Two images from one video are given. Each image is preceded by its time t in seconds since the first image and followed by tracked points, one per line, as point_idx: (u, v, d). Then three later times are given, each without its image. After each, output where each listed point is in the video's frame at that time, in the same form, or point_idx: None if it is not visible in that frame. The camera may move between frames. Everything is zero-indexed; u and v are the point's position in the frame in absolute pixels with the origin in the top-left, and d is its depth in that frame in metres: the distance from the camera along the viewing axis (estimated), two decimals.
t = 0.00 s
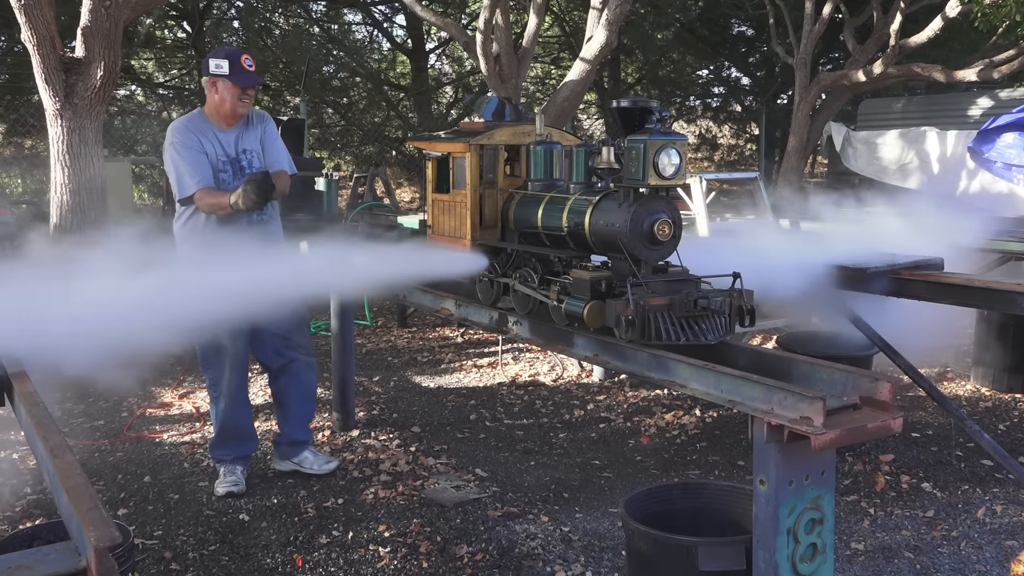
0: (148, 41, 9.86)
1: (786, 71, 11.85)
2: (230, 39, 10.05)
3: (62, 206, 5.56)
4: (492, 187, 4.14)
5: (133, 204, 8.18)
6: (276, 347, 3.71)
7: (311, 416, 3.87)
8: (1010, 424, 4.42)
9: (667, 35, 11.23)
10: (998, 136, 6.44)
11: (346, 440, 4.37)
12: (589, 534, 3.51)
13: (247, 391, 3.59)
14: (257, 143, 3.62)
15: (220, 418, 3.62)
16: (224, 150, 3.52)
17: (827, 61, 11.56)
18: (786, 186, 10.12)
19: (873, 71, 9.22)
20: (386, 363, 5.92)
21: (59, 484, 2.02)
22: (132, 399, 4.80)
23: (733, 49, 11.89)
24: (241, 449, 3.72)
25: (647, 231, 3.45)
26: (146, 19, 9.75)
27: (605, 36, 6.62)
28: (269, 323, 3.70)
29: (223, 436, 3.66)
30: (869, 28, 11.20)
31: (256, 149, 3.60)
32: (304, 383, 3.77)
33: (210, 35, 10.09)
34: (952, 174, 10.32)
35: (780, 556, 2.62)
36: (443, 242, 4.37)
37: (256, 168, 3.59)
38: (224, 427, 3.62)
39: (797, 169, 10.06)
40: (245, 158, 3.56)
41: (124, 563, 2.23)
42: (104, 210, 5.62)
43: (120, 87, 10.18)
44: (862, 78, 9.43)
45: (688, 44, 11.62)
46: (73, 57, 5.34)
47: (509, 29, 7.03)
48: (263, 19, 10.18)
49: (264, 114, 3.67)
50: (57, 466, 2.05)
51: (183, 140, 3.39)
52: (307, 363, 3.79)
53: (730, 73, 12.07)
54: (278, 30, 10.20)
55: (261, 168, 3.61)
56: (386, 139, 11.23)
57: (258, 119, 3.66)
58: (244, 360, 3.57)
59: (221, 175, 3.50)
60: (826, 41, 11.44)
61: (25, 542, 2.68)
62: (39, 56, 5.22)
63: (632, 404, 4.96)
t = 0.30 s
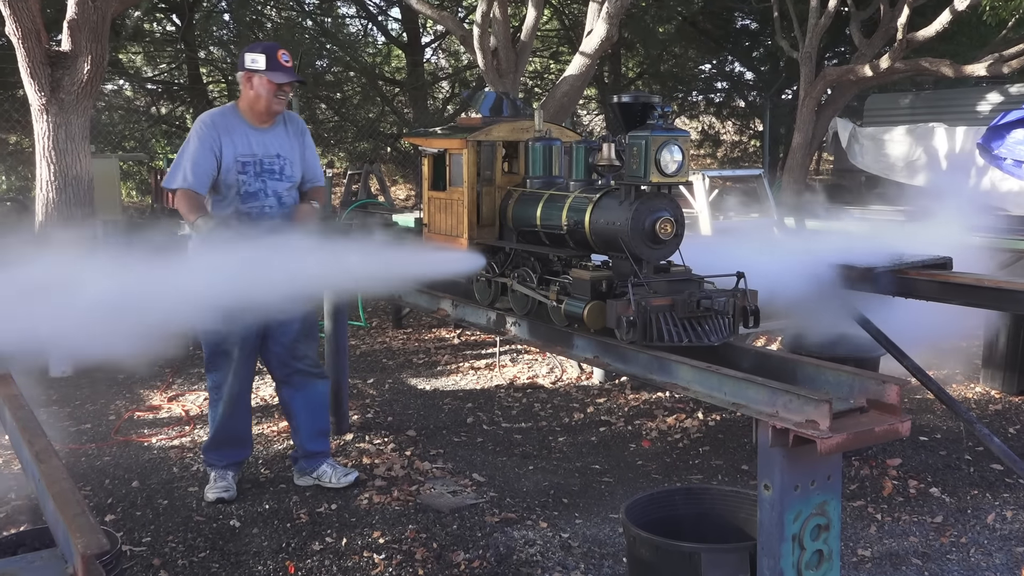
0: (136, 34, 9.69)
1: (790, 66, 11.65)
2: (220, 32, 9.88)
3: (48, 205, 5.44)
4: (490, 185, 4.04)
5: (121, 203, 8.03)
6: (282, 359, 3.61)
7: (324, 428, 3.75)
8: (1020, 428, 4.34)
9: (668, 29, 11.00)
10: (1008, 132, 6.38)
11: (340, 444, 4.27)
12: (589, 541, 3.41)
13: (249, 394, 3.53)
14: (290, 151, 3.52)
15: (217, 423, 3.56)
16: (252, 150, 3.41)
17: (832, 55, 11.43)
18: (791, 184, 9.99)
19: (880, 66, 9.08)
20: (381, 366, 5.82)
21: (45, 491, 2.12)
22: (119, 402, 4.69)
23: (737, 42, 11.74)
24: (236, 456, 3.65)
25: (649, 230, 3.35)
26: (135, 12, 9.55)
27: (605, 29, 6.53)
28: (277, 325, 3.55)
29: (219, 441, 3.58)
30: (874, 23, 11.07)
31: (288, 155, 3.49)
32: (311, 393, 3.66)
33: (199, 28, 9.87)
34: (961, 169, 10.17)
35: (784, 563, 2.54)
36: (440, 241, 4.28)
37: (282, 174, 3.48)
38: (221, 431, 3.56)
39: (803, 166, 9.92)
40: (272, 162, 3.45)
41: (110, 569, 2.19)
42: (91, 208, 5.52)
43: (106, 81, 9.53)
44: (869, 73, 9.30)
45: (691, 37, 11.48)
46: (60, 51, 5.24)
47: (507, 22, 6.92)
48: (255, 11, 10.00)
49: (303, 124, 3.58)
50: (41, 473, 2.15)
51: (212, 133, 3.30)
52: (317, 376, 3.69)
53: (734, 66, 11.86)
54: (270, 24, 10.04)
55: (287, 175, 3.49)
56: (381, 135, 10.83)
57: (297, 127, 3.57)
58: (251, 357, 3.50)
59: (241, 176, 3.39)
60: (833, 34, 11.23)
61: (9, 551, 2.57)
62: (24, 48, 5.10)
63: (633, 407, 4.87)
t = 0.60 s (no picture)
0: (125, 31, 9.24)
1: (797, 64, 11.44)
2: (211, 29, 9.42)
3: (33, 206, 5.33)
4: (489, 186, 3.94)
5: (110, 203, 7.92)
6: (300, 364, 3.52)
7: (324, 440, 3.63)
8: None
9: (671, 27, 10.85)
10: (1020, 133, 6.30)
11: (334, 453, 4.17)
12: (590, 552, 3.32)
13: (277, 398, 3.37)
14: (321, 152, 3.34)
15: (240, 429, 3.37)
16: (282, 148, 3.23)
17: (839, 53, 11.28)
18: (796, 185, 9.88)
19: (889, 65, 8.96)
20: (376, 371, 5.72)
21: (32, 500, 2.02)
22: (107, 409, 4.59)
23: (742, 40, 11.51)
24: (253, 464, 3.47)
25: (652, 233, 3.26)
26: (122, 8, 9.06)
27: (606, 27, 6.42)
28: (301, 323, 3.43)
29: (239, 446, 3.40)
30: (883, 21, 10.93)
31: (317, 157, 3.32)
32: (321, 402, 3.58)
33: (190, 25, 9.44)
34: (970, 172, 9.98)
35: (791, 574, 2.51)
36: (436, 243, 4.18)
37: (310, 177, 3.31)
38: (244, 434, 3.38)
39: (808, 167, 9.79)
40: (301, 162, 3.27)
41: None
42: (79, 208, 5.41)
43: (95, 79, 9.44)
44: (877, 72, 9.18)
45: (694, 35, 11.17)
46: (47, 48, 5.14)
47: (506, 19, 6.80)
48: (248, 7, 9.50)
49: (339, 125, 3.41)
50: (27, 481, 2.05)
51: (240, 128, 3.17)
52: (331, 386, 3.60)
53: (738, 65, 11.70)
54: (263, 20, 9.50)
55: (315, 178, 3.32)
56: (376, 135, 10.46)
57: (333, 129, 3.39)
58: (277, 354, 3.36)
59: (266, 174, 3.21)
60: (840, 32, 11.12)
61: None
62: (11, 46, 5.01)
63: (635, 414, 4.77)
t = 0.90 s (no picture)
0: (114, 29, 8.94)
1: (803, 63, 11.22)
2: (203, 25, 9.10)
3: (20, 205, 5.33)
4: (488, 187, 3.85)
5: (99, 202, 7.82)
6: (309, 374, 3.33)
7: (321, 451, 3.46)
8: None
9: (675, 24, 10.59)
10: None
11: (329, 461, 4.08)
12: (591, 563, 3.23)
13: (291, 411, 3.22)
14: (324, 151, 3.14)
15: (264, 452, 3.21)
16: (279, 146, 3.05)
17: (847, 51, 11.11)
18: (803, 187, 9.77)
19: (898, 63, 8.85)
20: (373, 377, 5.62)
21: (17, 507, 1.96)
22: (95, 415, 4.50)
23: (747, 38, 11.25)
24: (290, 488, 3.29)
25: (656, 235, 3.16)
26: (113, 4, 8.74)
27: (608, 24, 6.34)
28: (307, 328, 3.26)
29: (270, 469, 3.23)
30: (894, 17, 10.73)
31: (318, 155, 3.12)
32: (328, 414, 3.42)
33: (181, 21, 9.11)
34: (981, 172, 9.89)
35: None
36: (434, 245, 4.09)
37: (309, 177, 3.11)
38: (270, 458, 3.21)
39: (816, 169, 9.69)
40: (299, 162, 3.08)
41: None
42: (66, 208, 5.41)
43: (84, 77, 9.38)
44: (886, 71, 9.08)
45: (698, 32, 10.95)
46: (35, 45, 5.12)
47: (505, 16, 6.71)
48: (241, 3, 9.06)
49: (347, 122, 3.21)
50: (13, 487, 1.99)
51: (235, 123, 3.02)
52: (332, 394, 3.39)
53: (743, 63, 11.40)
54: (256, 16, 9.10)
55: (315, 178, 3.12)
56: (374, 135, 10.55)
57: (339, 125, 3.19)
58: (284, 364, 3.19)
59: (261, 174, 3.03)
60: (847, 30, 10.97)
61: None
62: None
63: (638, 422, 4.67)
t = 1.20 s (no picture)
0: (104, 21, 8.78)
1: (813, 59, 11.16)
2: (194, 19, 8.85)
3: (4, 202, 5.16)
4: (488, 186, 3.76)
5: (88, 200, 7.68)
6: (313, 385, 3.19)
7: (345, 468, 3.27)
8: None
9: (681, 19, 10.49)
10: None
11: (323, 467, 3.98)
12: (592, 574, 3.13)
13: (283, 419, 3.13)
14: (329, 149, 3.01)
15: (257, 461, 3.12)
16: (282, 142, 2.94)
17: (858, 48, 10.95)
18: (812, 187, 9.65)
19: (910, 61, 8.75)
20: (369, 382, 5.52)
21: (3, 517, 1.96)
22: (82, 420, 4.40)
23: (754, 34, 11.10)
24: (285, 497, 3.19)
25: (659, 236, 3.06)
26: None
27: (612, 19, 6.26)
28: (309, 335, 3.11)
29: (262, 479, 3.14)
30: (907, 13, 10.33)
31: (323, 153, 2.99)
32: (340, 425, 3.22)
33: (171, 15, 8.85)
34: (994, 174, 9.84)
35: None
36: (433, 246, 3.99)
37: (313, 175, 2.98)
38: (263, 467, 3.12)
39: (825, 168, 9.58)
40: (302, 159, 2.96)
41: None
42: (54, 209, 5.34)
43: (72, 71, 9.19)
44: (897, 69, 8.97)
45: (704, 29, 10.81)
46: (22, 38, 5.03)
47: (506, 11, 6.59)
48: None
49: (355, 121, 3.09)
50: None
51: (238, 117, 2.91)
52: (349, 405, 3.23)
53: (751, 60, 11.29)
54: (248, 9, 8.78)
55: (319, 177, 2.98)
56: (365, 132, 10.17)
57: (345, 123, 3.06)
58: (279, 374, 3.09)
59: (263, 170, 2.91)
60: (857, 27, 10.81)
61: None
62: None
63: (640, 429, 4.57)
